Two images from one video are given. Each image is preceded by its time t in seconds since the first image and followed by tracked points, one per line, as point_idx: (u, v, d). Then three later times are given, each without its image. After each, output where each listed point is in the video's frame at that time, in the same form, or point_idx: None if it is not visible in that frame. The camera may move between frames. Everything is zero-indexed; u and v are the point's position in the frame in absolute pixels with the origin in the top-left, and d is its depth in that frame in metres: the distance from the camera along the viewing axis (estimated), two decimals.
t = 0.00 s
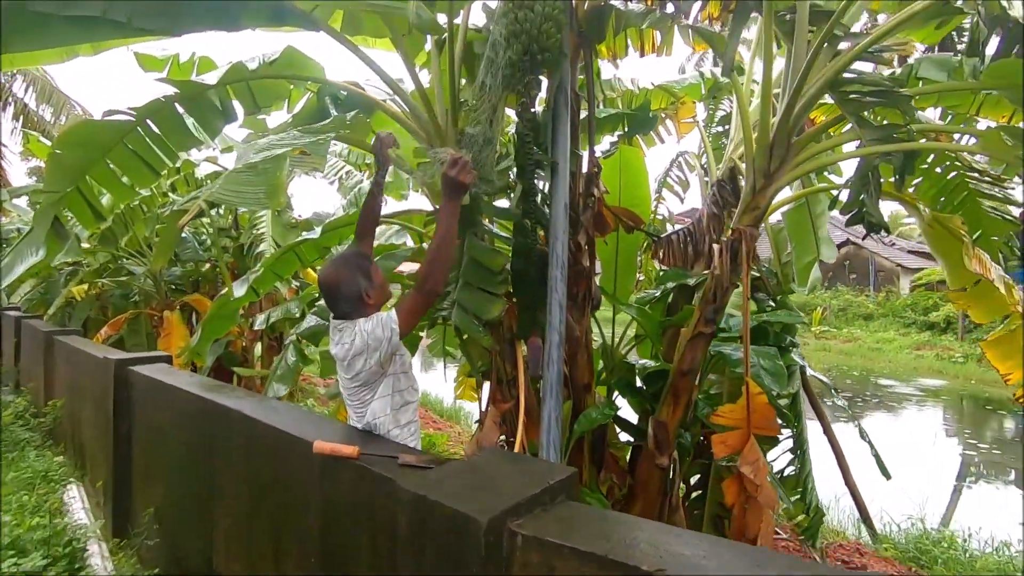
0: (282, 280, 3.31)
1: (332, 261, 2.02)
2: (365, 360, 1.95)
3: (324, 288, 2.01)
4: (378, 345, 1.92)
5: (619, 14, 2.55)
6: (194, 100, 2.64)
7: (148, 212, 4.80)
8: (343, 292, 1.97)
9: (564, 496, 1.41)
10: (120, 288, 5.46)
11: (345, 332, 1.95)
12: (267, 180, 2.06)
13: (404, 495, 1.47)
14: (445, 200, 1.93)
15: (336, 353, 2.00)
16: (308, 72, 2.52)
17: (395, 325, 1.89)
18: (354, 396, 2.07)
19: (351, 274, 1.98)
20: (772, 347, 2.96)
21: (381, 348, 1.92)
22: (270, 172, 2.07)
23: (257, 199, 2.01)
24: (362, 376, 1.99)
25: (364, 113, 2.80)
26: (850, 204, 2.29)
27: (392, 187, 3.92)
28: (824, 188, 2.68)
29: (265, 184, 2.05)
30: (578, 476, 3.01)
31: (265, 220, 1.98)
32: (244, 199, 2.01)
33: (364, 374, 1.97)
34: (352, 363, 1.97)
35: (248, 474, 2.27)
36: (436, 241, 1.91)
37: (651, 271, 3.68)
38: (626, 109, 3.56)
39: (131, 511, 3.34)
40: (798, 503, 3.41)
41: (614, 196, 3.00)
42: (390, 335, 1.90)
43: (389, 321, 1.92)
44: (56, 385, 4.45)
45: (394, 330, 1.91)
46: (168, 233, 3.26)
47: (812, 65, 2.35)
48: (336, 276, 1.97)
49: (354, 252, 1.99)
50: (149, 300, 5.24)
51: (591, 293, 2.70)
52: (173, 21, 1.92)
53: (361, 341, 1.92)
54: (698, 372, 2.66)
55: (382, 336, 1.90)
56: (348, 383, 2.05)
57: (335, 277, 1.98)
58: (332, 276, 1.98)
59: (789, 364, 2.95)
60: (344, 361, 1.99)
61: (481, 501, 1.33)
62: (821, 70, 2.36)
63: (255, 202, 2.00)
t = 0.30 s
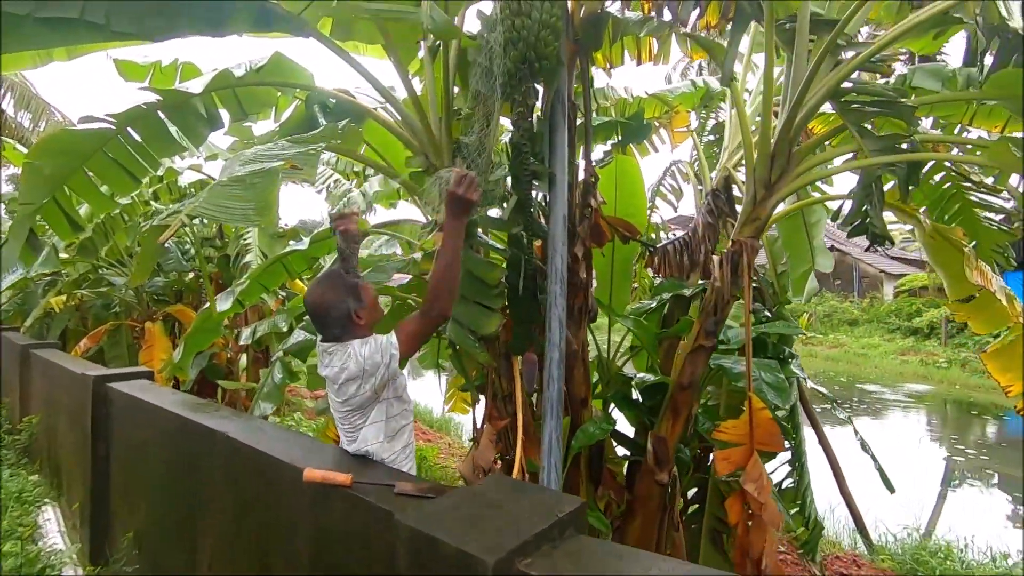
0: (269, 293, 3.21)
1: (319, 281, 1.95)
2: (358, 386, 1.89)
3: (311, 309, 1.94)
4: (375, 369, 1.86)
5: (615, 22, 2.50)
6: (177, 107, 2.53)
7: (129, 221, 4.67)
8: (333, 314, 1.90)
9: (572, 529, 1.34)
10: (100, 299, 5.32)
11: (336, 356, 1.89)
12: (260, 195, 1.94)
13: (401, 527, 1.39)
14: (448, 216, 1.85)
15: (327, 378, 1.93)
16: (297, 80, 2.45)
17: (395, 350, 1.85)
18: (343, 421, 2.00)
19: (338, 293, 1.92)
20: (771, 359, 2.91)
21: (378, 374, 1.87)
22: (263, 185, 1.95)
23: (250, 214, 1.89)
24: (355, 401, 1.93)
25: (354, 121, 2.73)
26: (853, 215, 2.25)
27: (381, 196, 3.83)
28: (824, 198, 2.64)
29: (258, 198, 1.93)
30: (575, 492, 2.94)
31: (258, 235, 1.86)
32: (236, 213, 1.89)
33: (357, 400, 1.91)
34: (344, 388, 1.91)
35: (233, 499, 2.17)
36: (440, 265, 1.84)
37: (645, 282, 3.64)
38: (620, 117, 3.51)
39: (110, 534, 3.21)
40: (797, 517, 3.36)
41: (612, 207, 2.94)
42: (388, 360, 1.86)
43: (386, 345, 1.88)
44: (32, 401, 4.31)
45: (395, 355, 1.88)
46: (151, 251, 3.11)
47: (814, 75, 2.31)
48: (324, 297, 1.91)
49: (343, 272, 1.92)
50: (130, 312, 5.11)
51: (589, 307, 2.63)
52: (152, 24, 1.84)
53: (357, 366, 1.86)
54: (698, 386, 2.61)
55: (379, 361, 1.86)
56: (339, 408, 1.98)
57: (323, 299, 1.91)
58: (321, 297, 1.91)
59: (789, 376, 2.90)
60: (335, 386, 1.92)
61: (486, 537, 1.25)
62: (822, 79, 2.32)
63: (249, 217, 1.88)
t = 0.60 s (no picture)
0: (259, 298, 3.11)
1: (312, 287, 1.86)
2: (355, 402, 1.81)
3: (304, 318, 1.85)
4: (376, 386, 1.78)
5: (618, 22, 2.45)
6: (164, 104, 2.47)
7: (110, 224, 4.54)
8: (329, 321, 1.82)
9: (591, 547, 1.28)
10: (80, 303, 5.18)
11: (331, 369, 1.79)
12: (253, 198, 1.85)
13: (409, 547, 1.32)
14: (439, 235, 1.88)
15: (321, 391, 1.84)
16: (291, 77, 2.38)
17: (397, 364, 1.76)
18: (339, 436, 1.92)
19: (332, 301, 1.83)
20: (772, 365, 2.89)
21: (377, 389, 1.78)
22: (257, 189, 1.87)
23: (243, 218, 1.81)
24: (352, 416, 1.85)
25: (349, 121, 2.66)
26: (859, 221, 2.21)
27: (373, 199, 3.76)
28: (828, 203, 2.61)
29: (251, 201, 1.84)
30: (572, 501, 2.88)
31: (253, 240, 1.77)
32: (227, 217, 1.80)
33: (355, 416, 1.82)
34: (340, 403, 1.82)
35: (224, 514, 2.08)
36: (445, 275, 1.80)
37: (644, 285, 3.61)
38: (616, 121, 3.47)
39: (91, 548, 3.09)
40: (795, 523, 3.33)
41: (615, 210, 2.89)
42: (389, 375, 1.77)
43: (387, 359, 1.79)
44: (8, 409, 4.16)
45: (397, 370, 1.78)
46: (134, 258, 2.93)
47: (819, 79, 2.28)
48: (319, 304, 1.82)
49: (336, 279, 1.82)
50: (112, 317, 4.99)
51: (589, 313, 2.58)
52: (142, 16, 1.76)
53: (355, 380, 1.77)
54: (700, 394, 2.57)
55: (379, 376, 1.77)
56: (334, 422, 1.89)
57: (316, 308, 1.82)
58: (315, 306, 1.82)
59: (790, 382, 2.88)
60: (330, 400, 1.83)
61: (503, 556, 1.19)
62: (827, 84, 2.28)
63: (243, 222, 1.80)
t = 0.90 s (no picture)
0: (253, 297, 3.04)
1: (328, 283, 1.82)
2: (377, 394, 1.76)
3: (319, 314, 1.79)
4: (400, 373, 1.73)
5: (627, 17, 2.40)
6: (158, 95, 2.43)
7: (91, 220, 4.39)
8: (347, 313, 1.78)
9: (626, 558, 1.22)
10: (58, 302, 5.03)
11: (350, 363, 1.73)
12: (278, 180, 1.50)
13: (433, 559, 1.26)
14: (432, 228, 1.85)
15: (337, 389, 1.77)
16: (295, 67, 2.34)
17: (421, 350, 1.73)
18: (353, 436, 1.85)
19: (350, 294, 1.80)
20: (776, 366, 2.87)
21: (400, 378, 1.74)
22: (280, 172, 1.51)
23: (270, 201, 1.46)
24: (371, 411, 1.79)
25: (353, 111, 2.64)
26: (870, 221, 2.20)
27: (369, 197, 3.67)
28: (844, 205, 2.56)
29: (276, 184, 1.49)
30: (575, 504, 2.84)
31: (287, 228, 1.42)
32: (249, 203, 1.44)
33: (376, 409, 1.77)
34: (359, 399, 1.75)
35: (223, 522, 2.00)
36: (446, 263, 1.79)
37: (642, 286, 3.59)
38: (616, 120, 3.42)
39: (75, 556, 2.98)
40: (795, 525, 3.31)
41: (622, 210, 2.84)
42: (412, 362, 1.73)
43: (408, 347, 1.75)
44: None
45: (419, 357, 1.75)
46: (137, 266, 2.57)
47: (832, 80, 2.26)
48: (337, 298, 1.78)
49: (351, 275, 1.80)
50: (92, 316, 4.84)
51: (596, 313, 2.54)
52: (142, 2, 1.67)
53: (377, 371, 1.72)
54: (708, 395, 2.54)
55: (403, 364, 1.72)
56: (350, 421, 1.82)
57: (335, 301, 1.78)
58: (332, 300, 1.77)
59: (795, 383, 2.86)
60: (348, 396, 1.76)
61: (538, 569, 1.13)
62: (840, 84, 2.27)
63: (269, 205, 1.44)
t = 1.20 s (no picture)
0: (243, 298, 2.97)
1: (342, 280, 1.80)
2: (396, 392, 1.72)
3: (330, 313, 1.76)
4: (418, 367, 1.70)
5: (631, 16, 2.38)
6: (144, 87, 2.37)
7: (66, 219, 4.24)
8: (361, 313, 1.74)
9: (663, 570, 1.20)
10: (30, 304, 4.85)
11: (367, 361, 1.71)
12: (288, 179, 1.44)
13: None
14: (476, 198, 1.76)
15: (354, 389, 1.74)
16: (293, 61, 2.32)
17: (436, 342, 1.71)
18: (374, 437, 1.81)
19: (361, 292, 1.77)
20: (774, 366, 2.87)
21: (418, 374, 1.71)
22: (291, 170, 1.46)
23: (279, 201, 1.40)
24: (392, 409, 1.75)
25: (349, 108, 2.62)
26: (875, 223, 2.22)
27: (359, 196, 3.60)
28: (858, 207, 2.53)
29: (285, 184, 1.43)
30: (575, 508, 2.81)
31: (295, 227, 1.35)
32: (256, 202, 1.38)
33: (396, 407, 1.74)
34: (379, 397, 1.72)
35: (222, 535, 1.93)
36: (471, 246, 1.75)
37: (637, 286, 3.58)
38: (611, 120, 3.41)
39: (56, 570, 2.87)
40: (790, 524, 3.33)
41: (622, 211, 2.82)
42: (429, 355, 1.71)
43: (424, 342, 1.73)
44: None
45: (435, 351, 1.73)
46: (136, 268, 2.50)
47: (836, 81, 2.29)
48: (349, 295, 1.75)
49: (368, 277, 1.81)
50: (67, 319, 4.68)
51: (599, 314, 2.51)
52: None
53: (395, 368, 1.69)
54: (710, 396, 2.53)
55: (420, 359, 1.70)
56: (369, 423, 1.79)
57: (346, 299, 1.75)
58: (345, 297, 1.74)
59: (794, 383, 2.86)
60: (368, 394, 1.73)
61: None
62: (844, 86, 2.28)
63: (279, 205, 1.38)
